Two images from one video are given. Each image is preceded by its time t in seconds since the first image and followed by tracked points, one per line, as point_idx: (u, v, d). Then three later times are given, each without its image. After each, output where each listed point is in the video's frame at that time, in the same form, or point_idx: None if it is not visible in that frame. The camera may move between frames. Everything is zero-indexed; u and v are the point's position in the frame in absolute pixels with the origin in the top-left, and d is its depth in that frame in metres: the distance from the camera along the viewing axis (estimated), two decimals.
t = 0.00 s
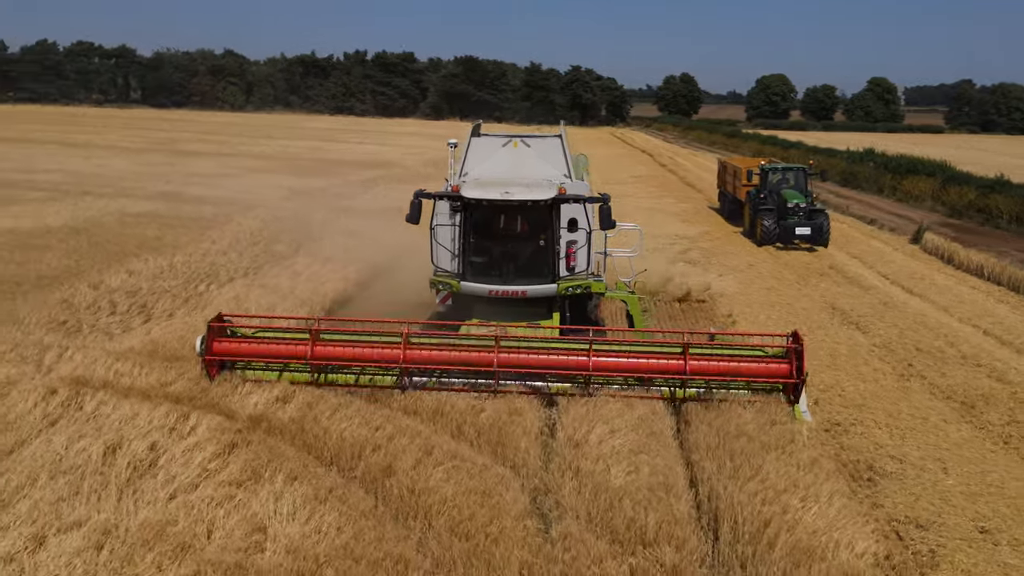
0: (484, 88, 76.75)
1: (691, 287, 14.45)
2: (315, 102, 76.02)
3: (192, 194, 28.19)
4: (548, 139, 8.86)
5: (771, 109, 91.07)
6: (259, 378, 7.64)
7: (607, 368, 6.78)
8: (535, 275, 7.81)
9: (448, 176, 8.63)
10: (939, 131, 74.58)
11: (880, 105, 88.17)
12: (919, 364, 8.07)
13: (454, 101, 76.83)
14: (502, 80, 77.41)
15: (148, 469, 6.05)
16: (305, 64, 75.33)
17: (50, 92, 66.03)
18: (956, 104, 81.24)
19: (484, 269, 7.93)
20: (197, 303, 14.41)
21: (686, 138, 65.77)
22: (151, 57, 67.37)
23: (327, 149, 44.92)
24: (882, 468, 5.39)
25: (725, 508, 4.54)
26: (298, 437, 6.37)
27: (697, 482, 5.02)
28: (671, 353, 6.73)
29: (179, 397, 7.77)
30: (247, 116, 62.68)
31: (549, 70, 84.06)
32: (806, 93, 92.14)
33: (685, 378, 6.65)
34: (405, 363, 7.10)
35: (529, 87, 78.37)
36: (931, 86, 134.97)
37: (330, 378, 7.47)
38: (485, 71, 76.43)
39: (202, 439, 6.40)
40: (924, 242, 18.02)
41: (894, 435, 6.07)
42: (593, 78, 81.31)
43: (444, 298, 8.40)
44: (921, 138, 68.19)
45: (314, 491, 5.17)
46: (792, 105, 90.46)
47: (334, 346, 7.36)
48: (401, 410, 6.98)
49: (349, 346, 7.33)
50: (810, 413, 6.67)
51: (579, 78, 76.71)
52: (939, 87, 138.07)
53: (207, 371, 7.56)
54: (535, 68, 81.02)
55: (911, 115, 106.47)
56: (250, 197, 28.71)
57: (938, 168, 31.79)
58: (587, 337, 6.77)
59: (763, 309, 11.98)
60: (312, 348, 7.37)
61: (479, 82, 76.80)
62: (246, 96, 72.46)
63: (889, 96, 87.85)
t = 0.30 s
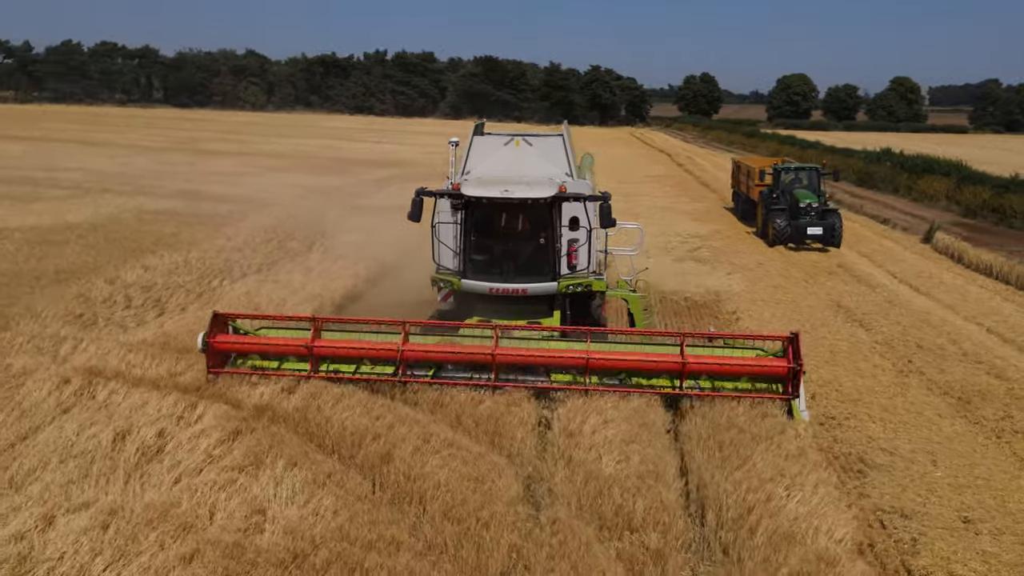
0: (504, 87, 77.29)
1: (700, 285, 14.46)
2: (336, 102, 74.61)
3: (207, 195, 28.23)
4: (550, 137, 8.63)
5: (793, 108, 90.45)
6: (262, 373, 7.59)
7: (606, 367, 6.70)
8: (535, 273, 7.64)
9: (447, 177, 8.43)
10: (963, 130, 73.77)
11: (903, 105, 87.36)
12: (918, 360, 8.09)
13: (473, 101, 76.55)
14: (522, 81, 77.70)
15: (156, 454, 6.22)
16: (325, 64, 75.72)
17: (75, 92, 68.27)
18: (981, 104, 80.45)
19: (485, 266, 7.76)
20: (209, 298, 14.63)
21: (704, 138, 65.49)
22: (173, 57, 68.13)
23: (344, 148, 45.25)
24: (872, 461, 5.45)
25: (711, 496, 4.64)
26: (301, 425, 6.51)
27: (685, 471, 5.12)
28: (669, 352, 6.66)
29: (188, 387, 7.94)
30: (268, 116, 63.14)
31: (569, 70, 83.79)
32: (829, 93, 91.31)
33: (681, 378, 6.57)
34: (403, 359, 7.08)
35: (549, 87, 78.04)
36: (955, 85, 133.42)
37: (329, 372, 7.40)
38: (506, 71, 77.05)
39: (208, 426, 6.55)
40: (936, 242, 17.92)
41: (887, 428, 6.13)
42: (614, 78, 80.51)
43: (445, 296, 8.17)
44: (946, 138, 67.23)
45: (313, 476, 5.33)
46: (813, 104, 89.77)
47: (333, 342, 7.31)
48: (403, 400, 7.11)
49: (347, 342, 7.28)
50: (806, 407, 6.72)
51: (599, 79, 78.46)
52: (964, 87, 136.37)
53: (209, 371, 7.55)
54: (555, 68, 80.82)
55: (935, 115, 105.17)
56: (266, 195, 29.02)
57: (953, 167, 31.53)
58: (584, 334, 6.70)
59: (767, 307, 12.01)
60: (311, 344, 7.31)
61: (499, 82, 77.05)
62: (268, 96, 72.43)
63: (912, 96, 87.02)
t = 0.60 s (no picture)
0: (520, 87, 74.79)
1: (707, 283, 14.46)
2: (353, 102, 76.15)
3: (221, 193, 28.49)
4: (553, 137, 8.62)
5: (810, 108, 89.81)
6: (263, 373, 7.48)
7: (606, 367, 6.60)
8: (536, 273, 7.63)
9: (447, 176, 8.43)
10: (983, 130, 72.81)
11: (922, 105, 86.39)
12: (919, 359, 8.09)
13: (490, 101, 76.43)
14: (538, 80, 75.53)
15: (163, 444, 6.36)
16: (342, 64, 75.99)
17: (95, 93, 69.07)
18: (1002, 104, 79.35)
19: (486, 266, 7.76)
20: (220, 295, 14.83)
21: (719, 138, 65.20)
22: (192, 57, 68.65)
23: (358, 148, 45.48)
24: (865, 456, 5.51)
25: (701, 488, 4.72)
26: (304, 416, 6.62)
27: (677, 465, 5.19)
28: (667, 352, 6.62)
29: (196, 380, 8.10)
30: (285, 116, 63.48)
31: (586, 70, 83.51)
32: (848, 93, 90.58)
33: (680, 377, 6.54)
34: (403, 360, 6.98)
35: (565, 87, 76.43)
36: (977, 85, 131.64)
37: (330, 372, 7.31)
38: (521, 70, 75.15)
39: (213, 417, 6.69)
40: (946, 241, 17.79)
41: (882, 424, 6.17)
42: (631, 78, 80.12)
43: (446, 295, 8.17)
44: (966, 138, 66.36)
45: (312, 465, 5.45)
46: (831, 104, 89.00)
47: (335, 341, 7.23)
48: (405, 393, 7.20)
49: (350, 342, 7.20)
50: (803, 403, 6.77)
51: (616, 78, 77.96)
52: (986, 87, 134.64)
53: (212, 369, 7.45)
54: (573, 69, 80.51)
55: (955, 114, 104.01)
56: (280, 194, 29.25)
57: (968, 167, 31.23)
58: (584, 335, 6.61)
59: (772, 305, 12.01)
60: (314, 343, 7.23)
61: (515, 82, 74.65)
62: (286, 95, 72.92)
63: (932, 95, 86.00)
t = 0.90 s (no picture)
0: (539, 87, 76.41)
1: (714, 283, 14.50)
2: (371, 101, 76.44)
3: (238, 192, 28.82)
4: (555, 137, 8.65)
5: (830, 108, 89.19)
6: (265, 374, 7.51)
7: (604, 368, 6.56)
8: (537, 273, 7.64)
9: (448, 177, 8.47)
10: (1006, 131, 71.88)
11: (944, 105, 85.41)
12: (919, 358, 8.11)
13: (507, 101, 76.52)
14: (558, 80, 77.05)
15: (170, 435, 6.51)
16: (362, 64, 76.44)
17: (118, 93, 69.78)
18: None
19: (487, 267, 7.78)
20: (231, 292, 15.04)
21: (736, 138, 64.91)
22: (213, 58, 69.25)
23: (375, 148, 45.77)
24: (857, 451, 5.58)
25: (690, 480, 4.81)
26: (307, 409, 6.75)
27: (668, 459, 5.28)
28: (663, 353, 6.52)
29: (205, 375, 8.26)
30: (303, 117, 63.89)
31: (604, 70, 83.35)
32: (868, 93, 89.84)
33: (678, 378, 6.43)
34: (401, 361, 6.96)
35: (584, 87, 77.64)
36: (1001, 86, 129.91)
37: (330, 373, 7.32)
38: (540, 71, 76.22)
39: (219, 409, 6.83)
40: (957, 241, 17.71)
41: (877, 421, 6.22)
42: (648, 78, 80.17)
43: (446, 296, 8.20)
44: (988, 137, 65.58)
45: (313, 456, 5.60)
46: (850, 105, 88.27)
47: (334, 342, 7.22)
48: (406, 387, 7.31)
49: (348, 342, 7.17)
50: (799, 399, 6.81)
51: (634, 78, 78.64)
52: (1009, 87, 132.88)
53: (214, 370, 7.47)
54: (591, 69, 80.45)
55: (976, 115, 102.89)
56: (296, 193, 29.55)
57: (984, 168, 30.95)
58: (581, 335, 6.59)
59: (778, 305, 12.04)
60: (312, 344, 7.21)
61: (534, 82, 76.08)
62: (305, 95, 73.38)
63: (955, 95, 84.97)
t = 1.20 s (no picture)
0: (555, 88, 76.48)
1: (720, 283, 14.54)
2: (387, 101, 76.70)
3: (251, 191, 29.04)
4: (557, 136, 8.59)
5: (848, 108, 88.63)
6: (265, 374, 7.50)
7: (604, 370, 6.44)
8: (538, 275, 7.62)
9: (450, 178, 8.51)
10: None
11: (964, 104, 84.51)
12: (920, 357, 8.12)
13: (523, 101, 76.60)
14: (574, 81, 77.33)
15: (176, 427, 6.64)
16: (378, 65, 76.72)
17: (137, 94, 70.17)
18: None
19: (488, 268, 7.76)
20: (242, 290, 15.20)
21: (751, 138, 64.60)
22: (231, 58, 69.75)
23: (389, 147, 45.99)
24: (853, 448, 5.62)
25: (682, 475, 4.89)
26: (309, 403, 6.83)
27: (662, 456, 5.35)
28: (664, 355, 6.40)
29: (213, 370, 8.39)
30: (320, 117, 64.26)
31: (620, 70, 83.19)
32: (887, 93, 89.08)
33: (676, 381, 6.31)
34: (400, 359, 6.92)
35: (600, 87, 77.90)
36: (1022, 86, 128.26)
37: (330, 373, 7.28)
38: (556, 71, 76.42)
39: (224, 403, 6.95)
40: (967, 242, 17.62)
41: (873, 418, 6.26)
42: (664, 78, 80.04)
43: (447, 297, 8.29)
44: (1008, 138, 64.86)
45: (314, 449, 5.72)
46: (867, 105, 87.66)
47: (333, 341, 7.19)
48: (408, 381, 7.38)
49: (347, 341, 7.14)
50: (798, 397, 6.85)
51: (651, 79, 78.69)
52: None
53: (216, 370, 7.47)
54: (607, 69, 80.37)
55: (1000, 115, 101.64)
56: (309, 193, 29.78)
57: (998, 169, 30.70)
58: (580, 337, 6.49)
59: (783, 305, 12.05)
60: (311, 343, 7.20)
61: (550, 82, 76.31)
62: (322, 95, 73.76)
63: (975, 96, 84.08)
